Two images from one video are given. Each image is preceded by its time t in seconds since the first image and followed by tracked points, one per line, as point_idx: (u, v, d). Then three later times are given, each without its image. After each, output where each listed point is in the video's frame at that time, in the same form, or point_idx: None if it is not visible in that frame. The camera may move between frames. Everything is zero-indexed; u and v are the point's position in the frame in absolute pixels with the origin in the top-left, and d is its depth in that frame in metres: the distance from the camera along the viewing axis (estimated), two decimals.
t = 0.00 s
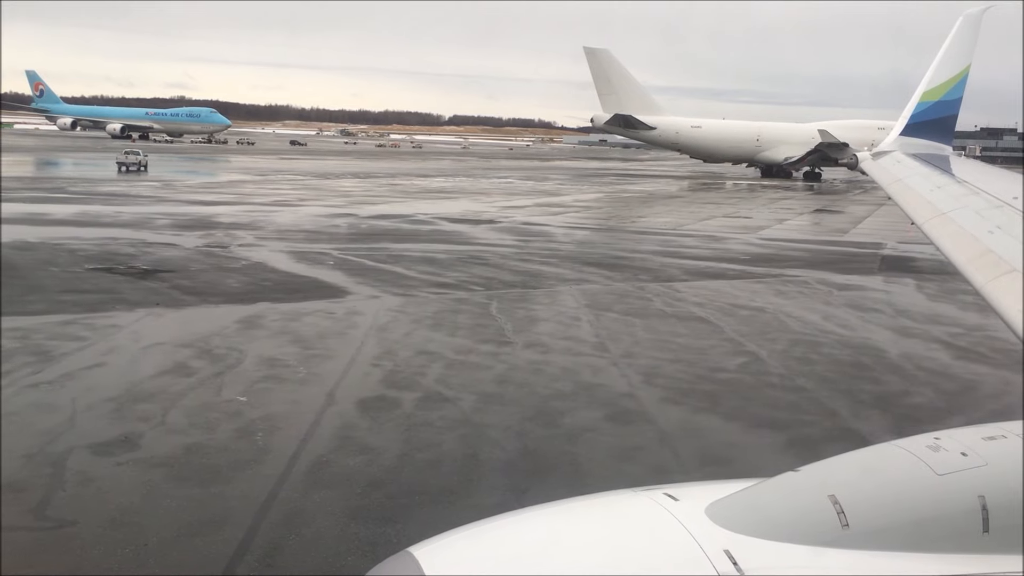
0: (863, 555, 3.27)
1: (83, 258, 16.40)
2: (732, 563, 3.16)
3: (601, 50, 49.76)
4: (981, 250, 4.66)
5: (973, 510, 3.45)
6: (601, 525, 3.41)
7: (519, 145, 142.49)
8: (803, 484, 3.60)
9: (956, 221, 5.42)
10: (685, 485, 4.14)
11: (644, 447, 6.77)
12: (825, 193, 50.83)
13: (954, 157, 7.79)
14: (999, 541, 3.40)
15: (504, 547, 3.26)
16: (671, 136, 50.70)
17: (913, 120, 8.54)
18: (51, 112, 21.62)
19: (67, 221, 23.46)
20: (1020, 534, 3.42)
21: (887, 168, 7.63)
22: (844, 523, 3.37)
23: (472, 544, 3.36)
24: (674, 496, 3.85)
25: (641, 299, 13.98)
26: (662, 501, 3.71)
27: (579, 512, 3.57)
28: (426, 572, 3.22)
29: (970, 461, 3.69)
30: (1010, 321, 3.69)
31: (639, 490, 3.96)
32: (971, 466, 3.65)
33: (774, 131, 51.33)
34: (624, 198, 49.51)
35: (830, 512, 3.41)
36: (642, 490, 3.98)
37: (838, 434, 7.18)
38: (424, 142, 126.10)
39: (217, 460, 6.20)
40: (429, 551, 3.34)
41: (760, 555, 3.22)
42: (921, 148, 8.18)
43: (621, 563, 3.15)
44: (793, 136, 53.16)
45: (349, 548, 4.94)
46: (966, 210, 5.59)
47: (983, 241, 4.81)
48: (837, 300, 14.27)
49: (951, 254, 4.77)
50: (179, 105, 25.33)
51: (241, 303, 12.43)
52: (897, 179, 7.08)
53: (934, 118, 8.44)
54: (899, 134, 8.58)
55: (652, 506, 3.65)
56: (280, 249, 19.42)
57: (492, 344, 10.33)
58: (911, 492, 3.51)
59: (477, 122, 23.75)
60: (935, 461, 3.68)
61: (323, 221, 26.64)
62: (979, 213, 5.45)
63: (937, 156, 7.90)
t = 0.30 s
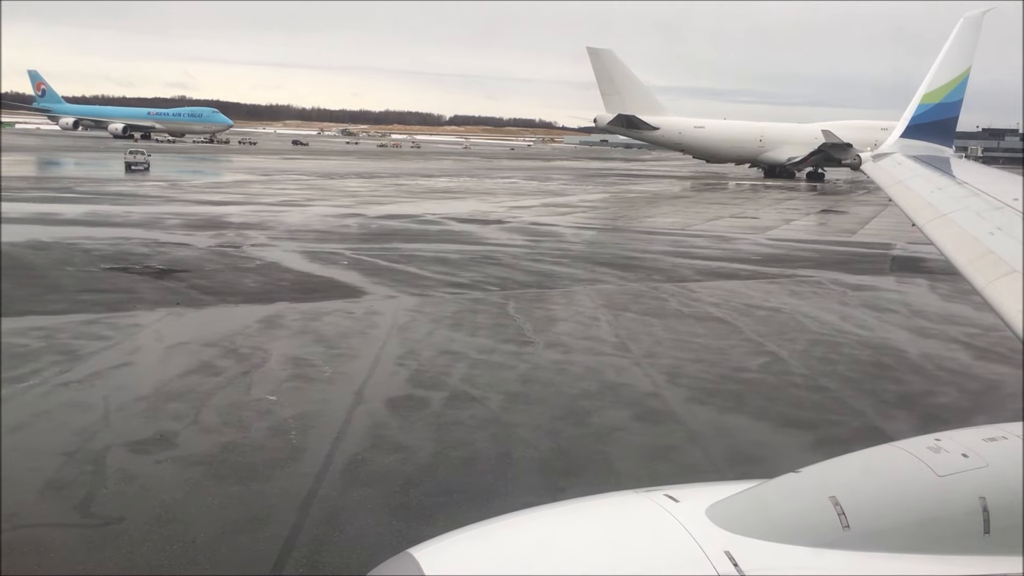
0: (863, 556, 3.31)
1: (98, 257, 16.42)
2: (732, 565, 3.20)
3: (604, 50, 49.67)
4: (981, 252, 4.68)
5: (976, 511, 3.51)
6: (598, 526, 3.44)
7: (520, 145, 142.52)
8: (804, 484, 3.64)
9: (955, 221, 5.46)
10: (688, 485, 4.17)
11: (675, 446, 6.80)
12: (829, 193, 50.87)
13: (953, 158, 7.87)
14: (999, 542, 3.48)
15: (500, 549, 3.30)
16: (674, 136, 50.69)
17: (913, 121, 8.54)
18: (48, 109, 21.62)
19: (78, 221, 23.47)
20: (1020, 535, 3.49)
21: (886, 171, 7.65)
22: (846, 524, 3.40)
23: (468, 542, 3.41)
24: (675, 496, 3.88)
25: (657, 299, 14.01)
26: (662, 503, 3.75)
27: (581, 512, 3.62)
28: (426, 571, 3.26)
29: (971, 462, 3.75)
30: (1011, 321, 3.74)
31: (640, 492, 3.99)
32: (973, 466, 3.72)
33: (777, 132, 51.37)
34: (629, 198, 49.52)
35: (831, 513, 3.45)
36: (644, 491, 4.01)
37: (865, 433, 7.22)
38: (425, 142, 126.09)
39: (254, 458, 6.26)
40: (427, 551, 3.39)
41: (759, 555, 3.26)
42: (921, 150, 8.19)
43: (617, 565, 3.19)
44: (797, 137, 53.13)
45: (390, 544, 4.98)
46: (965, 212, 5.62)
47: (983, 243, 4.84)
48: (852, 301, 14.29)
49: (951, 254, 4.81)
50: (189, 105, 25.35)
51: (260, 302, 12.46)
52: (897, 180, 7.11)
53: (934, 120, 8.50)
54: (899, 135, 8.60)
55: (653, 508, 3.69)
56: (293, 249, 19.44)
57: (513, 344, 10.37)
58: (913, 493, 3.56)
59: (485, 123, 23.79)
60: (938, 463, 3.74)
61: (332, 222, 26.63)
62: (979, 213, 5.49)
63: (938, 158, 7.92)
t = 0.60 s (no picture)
0: (862, 556, 3.35)
1: (114, 258, 16.48)
2: (732, 565, 3.24)
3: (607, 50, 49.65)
4: (981, 253, 4.72)
5: (975, 511, 3.56)
6: (596, 526, 3.47)
7: (522, 144, 142.57)
8: (805, 484, 3.68)
9: (956, 221, 5.50)
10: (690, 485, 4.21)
11: (705, 445, 6.85)
12: (833, 193, 50.96)
13: (953, 157, 7.93)
14: (1000, 542, 3.53)
15: (499, 548, 3.33)
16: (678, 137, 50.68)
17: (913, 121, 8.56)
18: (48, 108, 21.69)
19: (90, 221, 23.51)
20: (1021, 534, 3.53)
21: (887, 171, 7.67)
22: (845, 524, 3.44)
23: (467, 542, 3.45)
24: (676, 496, 3.93)
25: (673, 299, 14.06)
26: (662, 503, 3.79)
27: (582, 512, 3.65)
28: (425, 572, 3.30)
29: (972, 462, 3.80)
30: (1010, 321, 3.80)
31: (639, 492, 4.02)
32: (973, 466, 3.76)
33: (780, 133, 51.46)
34: (634, 198, 49.58)
35: (831, 513, 3.49)
36: (645, 491, 4.05)
37: (893, 433, 7.26)
38: (428, 142, 126.14)
39: (292, 456, 6.32)
40: (427, 550, 3.43)
41: (759, 555, 3.31)
42: (921, 150, 8.24)
43: (616, 566, 3.20)
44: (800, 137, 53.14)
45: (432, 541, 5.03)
46: (966, 211, 5.67)
47: (983, 243, 4.88)
48: (867, 301, 14.34)
49: (952, 254, 4.85)
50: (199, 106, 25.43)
51: (280, 303, 12.52)
52: (898, 180, 7.14)
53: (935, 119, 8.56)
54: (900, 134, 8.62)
55: (654, 508, 3.72)
56: (306, 249, 19.49)
57: (535, 344, 10.42)
58: (914, 493, 3.61)
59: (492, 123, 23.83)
60: (938, 463, 3.78)
61: (342, 222, 26.68)
62: (979, 213, 5.54)
63: (938, 158, 7.95)
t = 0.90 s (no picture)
0: (859, 556, 3.41)
1: (128, 258, 16.50)
2: (731, 564, 3.31)
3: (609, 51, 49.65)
4: (980, 253, 4.77)
5: (973, 511, 3.59)
6: (596, 526, 3.54)
7: (522, 144, 142.70)
8: (804, 484, 3.73)
9: (955, 221, 5.56)
10: (689, 485, 4.29)
11: (735, 444, 6.91)
12: (837, 193, 50.99)
13: (952, 158, 8.00)
14: (998, 542, 3.56)
15: (498, 547, 3.42)
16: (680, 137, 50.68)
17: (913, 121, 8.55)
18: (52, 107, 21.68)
19: (99, 221, 23.50)
20: (1020, 535, 3.56)
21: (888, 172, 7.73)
22: (844, 524, 3.50)
23: (467, 543, 3.53)
24: (675, 496, 4.01)
25: (687, 299, 14.09)
26: (663, 502, 3.87)
27: (581, 513, 3.73)
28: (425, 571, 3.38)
29: (971, 462, 3.84)
30: (1011, 320, 3.84)
31: (640, 492, 4.10)
32: (972, 467, 3.80)
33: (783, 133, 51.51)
34: (638, 198, 49.57)
35: (830, 513, 3.55)
36: (645, 491, 4.14)
37: (919, 432, 7.31)
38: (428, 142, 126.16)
39: (327, 454, 6.39)
40: (429, 550, 3.50)
41: (760, 555, 3.37)
42: (919, 150, 8.31)
43: (616, 566, 3.27)
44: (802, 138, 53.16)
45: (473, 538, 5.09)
46: (966, 211, 5.72)
47: (982, 243, 4.93)
48: (881, 301, 14.38)
49: (952, 254, 4.91)
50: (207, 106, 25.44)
51: (298, 302, 12.57)
52: (897, 180, 7.19)
53: (934, 120, 8.65)
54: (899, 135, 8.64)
55: (653, 507, 3.80)
56: (317, 249, 19.52)
57: (555, 344, 10.47)
58: (912, 493, 3.65)
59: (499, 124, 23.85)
60: (937, 463, 3.82)
61: (350, 221, 26.70)
62: (978, 214, 5.59)
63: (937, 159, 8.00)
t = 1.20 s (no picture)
0: (860, 557, 3.41)
1: (142, 258, 16.54)
2: (730, 564, 3.34)
3: (611, 51, 49.65)
4: (978, 253, 4.80)
5: (971, 511, 3.56)
6: (595, 525, 3.59)
7: (523, 144, 142.74)
8: (804, 483, 3.73)
9: (954, 221, 5.60)
10: (686, 485, 4.34)
11: (763, 443, 6.97)
12: (840, 194, 51.09)
13: (951, 158, 8.12)
14: (997, 543, 3.53)
15: (499, 545, 3.46)
16: (682, 137, 50.68)
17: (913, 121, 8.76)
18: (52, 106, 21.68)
19: (109, 221, 23.55)
20: (1020, 536, 3.53)
21: (888, 172, 7.78)
22: (843, 524, 3.50)
23: (469, 543, 3.58)
24: (673, 497, 4.04)
25: (702, 300, 14.15)
26: (661, 503, 3.91)
27: (580, 512, 3.77)
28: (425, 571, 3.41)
29: (969, 462, 3.80)
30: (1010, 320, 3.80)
31: (637, 492, 4.16)
32: (971, 467, 3.76)
33: (784, 134, 51.59)
34: (641, 198, 49.62)
35: (829, 513, 3.54)
36: (642, 491, 4.19)
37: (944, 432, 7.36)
38: (429, 142, 126.24)
39: (361, 452, 6.46)
40: (429, 549, 3.54)
41: (759, 556, 3.39)
42: (920, 151, 8.38)
43: (618, 566, 3.29)
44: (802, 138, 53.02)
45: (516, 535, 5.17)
46: (965, 212, 5.77)
47: (981, 243, 4.96)
48: (895, 301, 14.44)
49: (950, 254, 4.94)
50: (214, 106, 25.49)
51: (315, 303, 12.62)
52: (897, 180, 7.24)
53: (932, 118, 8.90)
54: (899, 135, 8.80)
55: (652, 508, 3.83)
56: (328, 249, 19.57)
57: (574, 344, 10.52)
58: (910, 492, 3.62)
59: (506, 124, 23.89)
60: (935, 463, 3.79)
61: (359, 222, 26.73)
62: (977, 213, 5.63)
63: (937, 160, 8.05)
